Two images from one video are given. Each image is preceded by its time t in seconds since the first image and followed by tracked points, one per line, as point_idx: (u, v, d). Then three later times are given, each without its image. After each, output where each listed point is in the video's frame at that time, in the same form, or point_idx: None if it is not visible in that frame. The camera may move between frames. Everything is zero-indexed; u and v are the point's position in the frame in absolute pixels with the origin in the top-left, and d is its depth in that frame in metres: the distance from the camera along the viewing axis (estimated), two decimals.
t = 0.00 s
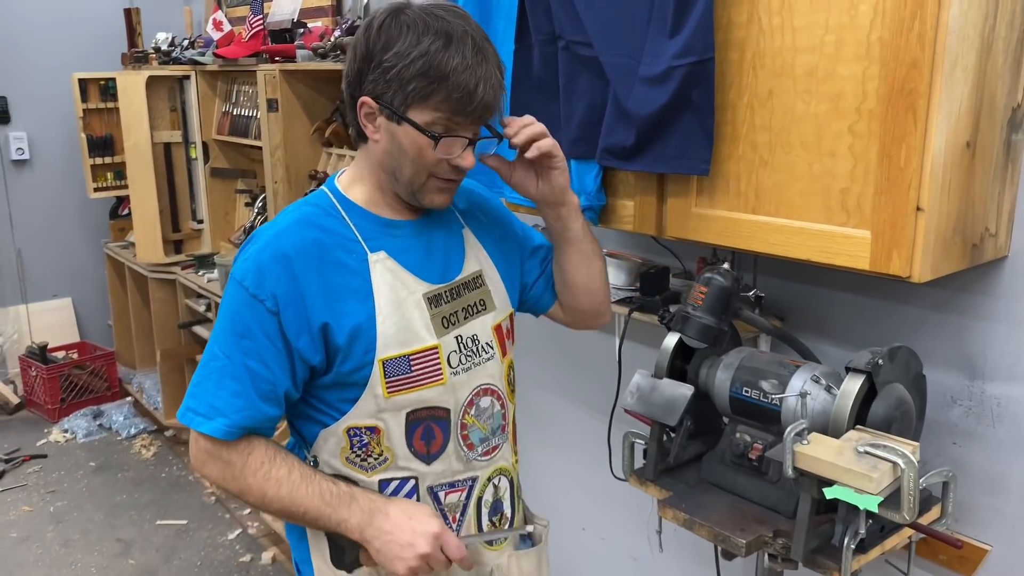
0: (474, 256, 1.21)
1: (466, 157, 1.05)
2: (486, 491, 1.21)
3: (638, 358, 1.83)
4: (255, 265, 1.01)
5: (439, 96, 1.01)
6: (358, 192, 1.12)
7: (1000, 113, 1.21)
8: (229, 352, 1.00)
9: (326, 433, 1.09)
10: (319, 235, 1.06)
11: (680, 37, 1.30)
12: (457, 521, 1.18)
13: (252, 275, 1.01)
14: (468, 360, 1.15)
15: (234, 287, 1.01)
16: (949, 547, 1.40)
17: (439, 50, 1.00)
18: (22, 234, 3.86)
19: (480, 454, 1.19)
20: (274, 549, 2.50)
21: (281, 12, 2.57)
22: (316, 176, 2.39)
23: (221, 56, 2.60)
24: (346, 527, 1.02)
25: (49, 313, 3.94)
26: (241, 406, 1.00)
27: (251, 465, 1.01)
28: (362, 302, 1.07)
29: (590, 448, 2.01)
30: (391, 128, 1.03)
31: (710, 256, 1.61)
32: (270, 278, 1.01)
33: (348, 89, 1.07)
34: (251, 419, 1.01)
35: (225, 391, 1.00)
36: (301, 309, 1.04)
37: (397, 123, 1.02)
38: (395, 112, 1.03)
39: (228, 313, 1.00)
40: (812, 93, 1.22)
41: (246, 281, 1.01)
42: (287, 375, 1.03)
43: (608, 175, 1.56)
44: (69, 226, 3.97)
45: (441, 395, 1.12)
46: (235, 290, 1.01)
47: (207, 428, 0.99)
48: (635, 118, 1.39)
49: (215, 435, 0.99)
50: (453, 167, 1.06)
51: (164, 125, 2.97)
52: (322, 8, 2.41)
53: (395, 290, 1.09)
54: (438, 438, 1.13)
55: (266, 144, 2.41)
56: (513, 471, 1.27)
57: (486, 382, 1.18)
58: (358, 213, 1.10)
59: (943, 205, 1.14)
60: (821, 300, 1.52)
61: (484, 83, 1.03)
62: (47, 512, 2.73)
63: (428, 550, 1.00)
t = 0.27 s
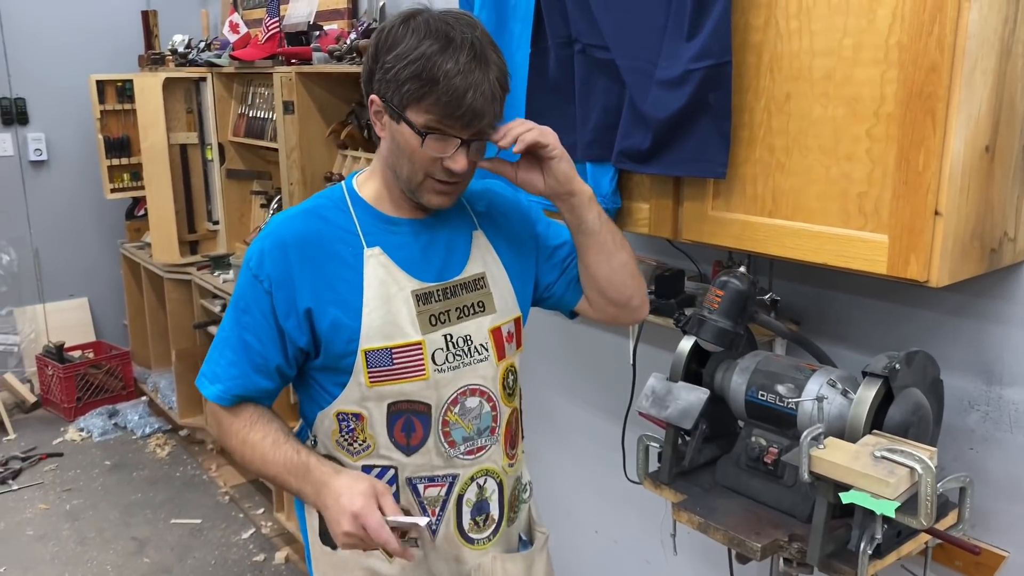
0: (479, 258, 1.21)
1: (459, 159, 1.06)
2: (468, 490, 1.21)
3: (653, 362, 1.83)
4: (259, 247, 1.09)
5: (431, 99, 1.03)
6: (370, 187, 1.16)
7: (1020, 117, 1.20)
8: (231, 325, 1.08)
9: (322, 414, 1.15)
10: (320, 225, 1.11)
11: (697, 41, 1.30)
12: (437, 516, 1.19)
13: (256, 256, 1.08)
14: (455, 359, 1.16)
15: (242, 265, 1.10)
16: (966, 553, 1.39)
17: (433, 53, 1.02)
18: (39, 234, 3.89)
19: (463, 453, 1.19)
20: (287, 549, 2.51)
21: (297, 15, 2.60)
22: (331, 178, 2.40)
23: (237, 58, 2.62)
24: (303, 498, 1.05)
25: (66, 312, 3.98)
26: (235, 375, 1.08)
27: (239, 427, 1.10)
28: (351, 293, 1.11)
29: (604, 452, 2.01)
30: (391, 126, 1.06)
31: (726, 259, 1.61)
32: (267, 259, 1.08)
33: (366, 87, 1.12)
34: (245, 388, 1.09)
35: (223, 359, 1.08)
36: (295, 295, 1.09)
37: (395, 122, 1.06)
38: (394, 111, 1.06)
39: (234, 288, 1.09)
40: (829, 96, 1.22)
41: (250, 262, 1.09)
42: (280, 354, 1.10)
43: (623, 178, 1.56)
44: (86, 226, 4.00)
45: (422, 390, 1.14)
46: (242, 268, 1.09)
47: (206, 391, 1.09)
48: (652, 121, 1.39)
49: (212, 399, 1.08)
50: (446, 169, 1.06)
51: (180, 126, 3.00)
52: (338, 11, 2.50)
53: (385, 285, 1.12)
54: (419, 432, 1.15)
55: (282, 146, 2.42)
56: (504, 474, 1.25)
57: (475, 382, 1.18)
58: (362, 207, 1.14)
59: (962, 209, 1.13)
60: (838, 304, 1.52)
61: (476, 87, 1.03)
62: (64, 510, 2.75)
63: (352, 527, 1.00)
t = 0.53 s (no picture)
0: (488, 252, 1.20)
1: (463, 146, 1.06)
2: (474, 482, 1.20)
3: (671, 365, 1.83)
4: (274, 240, 1.12)
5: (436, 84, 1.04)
6: (383, 183, 1.18)
7: None
8: (246, 317, 1.11)
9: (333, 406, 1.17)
10: (333, 219, 1.13)
11: (717, 43, 1.30)
12: (442, 507, 1.20)
13: (270, 249, 1.11)
14: (461, 352, 1.16)
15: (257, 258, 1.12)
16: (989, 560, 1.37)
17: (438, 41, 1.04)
18: (61, 235, 3.93)
19: (468, 445, 1.19)
20: (304, 549, 2.52)
21: (318, 17, 2.69)
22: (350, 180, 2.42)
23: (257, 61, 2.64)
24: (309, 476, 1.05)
25: (86, 313, 4.01)
26: (252, 365, 1.10)
27: (253, 416, 1.11)
28: (360, 284, 1.12)
29: (621, 455, 2.00)
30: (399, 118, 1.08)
31: (745, 263, 1.60)
32: (281, 251, 1.10)
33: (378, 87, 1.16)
34: (262, 378, 1.11)
35: (240, 350, 1.11)
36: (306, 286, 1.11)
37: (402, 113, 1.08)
38: (401, 102, 1.08)
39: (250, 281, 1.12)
40: (851, 99, 1.21)
41: (265, 254, 1.11)
42: (294, 344, 1.12)
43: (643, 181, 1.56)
44: (106, 227, 4.04)
45: (428, 381, 1.14)
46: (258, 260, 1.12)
47: (224, 382, 1.11)
48: (672, 124, 1.39)
49: (229, 388, 1.11)
50: (451, 158, 1.07)
51: (200, 129, 3.02)
52: (357, 14, 2.52)
53: (393, 277, 1.13)
54: (425, 423, 1.16)
55: (301, 148, 2.43)
56: (510, 469, 1.24)
57: (481, 375, 1.18)
58: (374, 202, 1.16)
59: (985, 212, 1.12)
60: (858, 308, 1.51)
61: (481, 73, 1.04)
62: (83, 509, 2.77)
63: (354, 502, 0.99)
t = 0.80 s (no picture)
0: (490, 253, 1.22)
1: (463, 148, 1.07)
2: (488, 483, 1.21)
3: (687, 371, 1.82)
4: (281, 250, 1.11)
5: (442, 83, 1.06)
6: (383, 188, 1.19)
7: None
8: (260, 328, 1.10)
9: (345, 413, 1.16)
10: (337, 224, 1.13)
11: (735, 48, 1.30)
12: (458, 510, 1.20)
13: (277, 259, 1.10)
14: (472, 353, 1.17)
15: (264, 269, 1.11)
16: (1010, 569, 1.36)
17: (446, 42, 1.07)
18: (81, 239, 3.98)
19: (482, 446, 1.19)
20: (320, 553, 2.53)
21: (335, 24, 2.72)
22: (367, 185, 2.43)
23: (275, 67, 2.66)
24: (336, 472, 1.05)
25: (105, 316, 4.06)
26: (273, 374, 1.10)
27: (273, 426, 1.10)
28: (369, 287, 1.12)
29: (637, 459, 2.00)
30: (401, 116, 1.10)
31: (763, 268, 1.60)
32: (290, 260, 1.10)
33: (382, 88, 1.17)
34: (281, 388, 1.10)
35: (259, 361, 1.10)
36: (316, 292, 1.11)
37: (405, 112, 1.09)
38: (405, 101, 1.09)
39: (259, 292, 1.11)
40: (870, 104, 1.21)
41: (273, 265, 1.11)
42: (309, 351, 1.12)
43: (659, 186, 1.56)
44: (125, 231, 4.08)
45: (439, 383, 1.14)
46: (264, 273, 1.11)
47: (242, 396, 1.10)
48: (689, 129, 1.39)
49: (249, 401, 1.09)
50: (451, 159, 1.07)
51: (219, 134, 3.05)
52: (375, 20, 2.55)
53: (400, 281, 1.13)
54: (438, 426, 1.16)
55: (319, 154, 2.45)
56: (524, 469, 1.24)
57: (492, 375, 1.18)
58: (376, 206, 1.16)
59: (1005, 217, 1.11)
60: (875, 313, 1.50)
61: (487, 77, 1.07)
62: (102, 510, 2.80)
63: (387, 481, 0.99)
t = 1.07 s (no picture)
0: (484, 270, 1.22)
1: (456, 173, 1.07)
2: (493, 505, 1.19)
3: (699, 380, 1.82)
4: (272, 265, 1.08)
5: (440, 106, 1.05)
6: (374, 206, 1.18)
7: None
8: (249, 346, 1.06)
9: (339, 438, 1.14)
10: (330, 240, 1.11)
11: (746, 58, 1.30)
12: (463, 534, 1.17)
13: (268, 275, 1.07)
14: (471, 371, 1.15)
15: (252, 285, 1.08)
16: None
17: (448, 62, 1.05)
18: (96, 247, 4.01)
19: (486, 467, 1.17)
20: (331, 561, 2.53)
21: (347, 33, 2.73)
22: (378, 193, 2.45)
23: (288, 76, 2.68)
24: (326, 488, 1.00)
25: (119, 323, 4.09)
26: (262, 395, 1.06)
27: (259, 448, 1.05)
28: (365, 304, 1.10)
29: (648, 470, 1.99)
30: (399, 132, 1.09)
31: (774, 277, 1.59)
32: (282, 275, 1.07)
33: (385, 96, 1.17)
34: (271, 408, 1.06)
35: (246, 381, 1.05)
36: (308, 308, 1.09)
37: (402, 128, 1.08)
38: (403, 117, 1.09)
39: (246, 309, 1.07)
40: (882, 114, 1.20)
41: (262, 280, 1.07)
42: (300, 370, 1.08)
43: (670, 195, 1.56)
44: (139, 239, 4.12)
45: (440, 403, 1.13)
46: (252, 289, 1.07)
47: (229, 417, 1.05)
48: (700, 138, 1.39)
49: (238, 423, 1.05)
50: (444, 183, 1.08)
51: (232, 143, 3.08)
52: (387, 30, 2.56)
53: (397, 298, 1.12)
54: (440, 447, 1.14)
55: (332, 162, 2.46)
56: (528, 487, 1.24)
57: (493, 394, 1.17)
58: (370, 223, 1.15)
59: (1020, 227, 1.11)
60: (889, 323, 1.49)
61: (486, 103, 1.05)
62: (114, 517, 2.82)
63: (385, 492, 0.95)
